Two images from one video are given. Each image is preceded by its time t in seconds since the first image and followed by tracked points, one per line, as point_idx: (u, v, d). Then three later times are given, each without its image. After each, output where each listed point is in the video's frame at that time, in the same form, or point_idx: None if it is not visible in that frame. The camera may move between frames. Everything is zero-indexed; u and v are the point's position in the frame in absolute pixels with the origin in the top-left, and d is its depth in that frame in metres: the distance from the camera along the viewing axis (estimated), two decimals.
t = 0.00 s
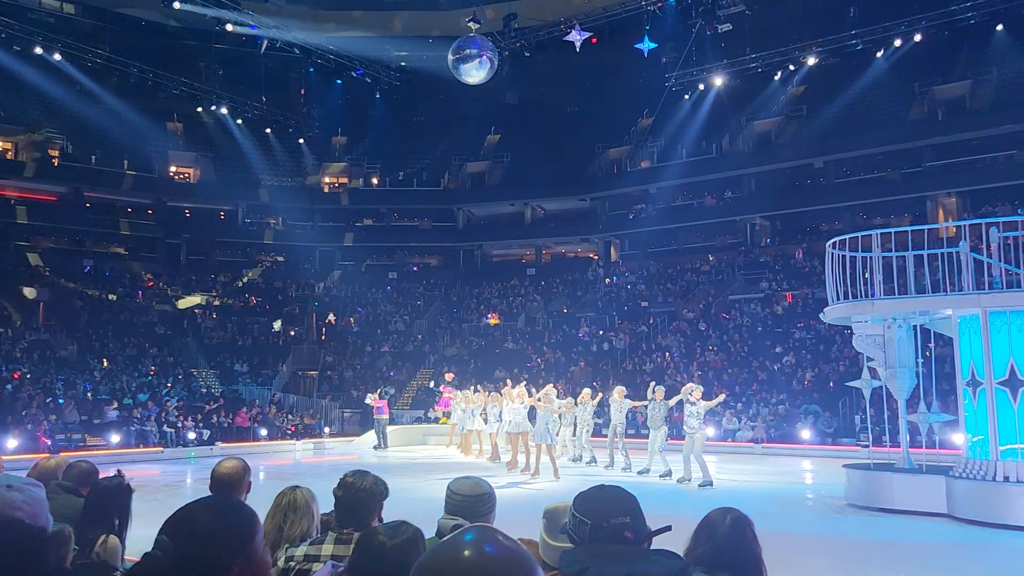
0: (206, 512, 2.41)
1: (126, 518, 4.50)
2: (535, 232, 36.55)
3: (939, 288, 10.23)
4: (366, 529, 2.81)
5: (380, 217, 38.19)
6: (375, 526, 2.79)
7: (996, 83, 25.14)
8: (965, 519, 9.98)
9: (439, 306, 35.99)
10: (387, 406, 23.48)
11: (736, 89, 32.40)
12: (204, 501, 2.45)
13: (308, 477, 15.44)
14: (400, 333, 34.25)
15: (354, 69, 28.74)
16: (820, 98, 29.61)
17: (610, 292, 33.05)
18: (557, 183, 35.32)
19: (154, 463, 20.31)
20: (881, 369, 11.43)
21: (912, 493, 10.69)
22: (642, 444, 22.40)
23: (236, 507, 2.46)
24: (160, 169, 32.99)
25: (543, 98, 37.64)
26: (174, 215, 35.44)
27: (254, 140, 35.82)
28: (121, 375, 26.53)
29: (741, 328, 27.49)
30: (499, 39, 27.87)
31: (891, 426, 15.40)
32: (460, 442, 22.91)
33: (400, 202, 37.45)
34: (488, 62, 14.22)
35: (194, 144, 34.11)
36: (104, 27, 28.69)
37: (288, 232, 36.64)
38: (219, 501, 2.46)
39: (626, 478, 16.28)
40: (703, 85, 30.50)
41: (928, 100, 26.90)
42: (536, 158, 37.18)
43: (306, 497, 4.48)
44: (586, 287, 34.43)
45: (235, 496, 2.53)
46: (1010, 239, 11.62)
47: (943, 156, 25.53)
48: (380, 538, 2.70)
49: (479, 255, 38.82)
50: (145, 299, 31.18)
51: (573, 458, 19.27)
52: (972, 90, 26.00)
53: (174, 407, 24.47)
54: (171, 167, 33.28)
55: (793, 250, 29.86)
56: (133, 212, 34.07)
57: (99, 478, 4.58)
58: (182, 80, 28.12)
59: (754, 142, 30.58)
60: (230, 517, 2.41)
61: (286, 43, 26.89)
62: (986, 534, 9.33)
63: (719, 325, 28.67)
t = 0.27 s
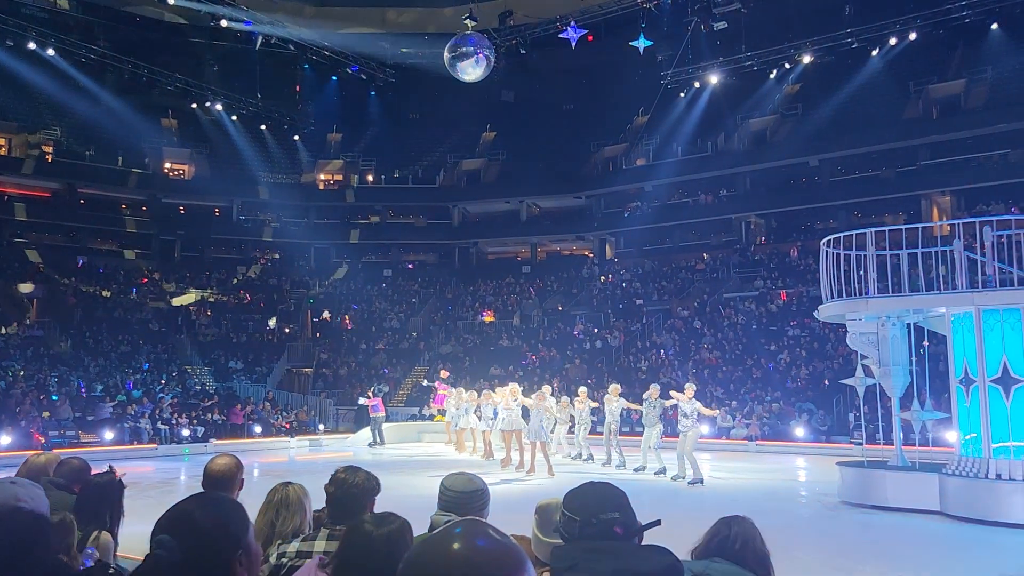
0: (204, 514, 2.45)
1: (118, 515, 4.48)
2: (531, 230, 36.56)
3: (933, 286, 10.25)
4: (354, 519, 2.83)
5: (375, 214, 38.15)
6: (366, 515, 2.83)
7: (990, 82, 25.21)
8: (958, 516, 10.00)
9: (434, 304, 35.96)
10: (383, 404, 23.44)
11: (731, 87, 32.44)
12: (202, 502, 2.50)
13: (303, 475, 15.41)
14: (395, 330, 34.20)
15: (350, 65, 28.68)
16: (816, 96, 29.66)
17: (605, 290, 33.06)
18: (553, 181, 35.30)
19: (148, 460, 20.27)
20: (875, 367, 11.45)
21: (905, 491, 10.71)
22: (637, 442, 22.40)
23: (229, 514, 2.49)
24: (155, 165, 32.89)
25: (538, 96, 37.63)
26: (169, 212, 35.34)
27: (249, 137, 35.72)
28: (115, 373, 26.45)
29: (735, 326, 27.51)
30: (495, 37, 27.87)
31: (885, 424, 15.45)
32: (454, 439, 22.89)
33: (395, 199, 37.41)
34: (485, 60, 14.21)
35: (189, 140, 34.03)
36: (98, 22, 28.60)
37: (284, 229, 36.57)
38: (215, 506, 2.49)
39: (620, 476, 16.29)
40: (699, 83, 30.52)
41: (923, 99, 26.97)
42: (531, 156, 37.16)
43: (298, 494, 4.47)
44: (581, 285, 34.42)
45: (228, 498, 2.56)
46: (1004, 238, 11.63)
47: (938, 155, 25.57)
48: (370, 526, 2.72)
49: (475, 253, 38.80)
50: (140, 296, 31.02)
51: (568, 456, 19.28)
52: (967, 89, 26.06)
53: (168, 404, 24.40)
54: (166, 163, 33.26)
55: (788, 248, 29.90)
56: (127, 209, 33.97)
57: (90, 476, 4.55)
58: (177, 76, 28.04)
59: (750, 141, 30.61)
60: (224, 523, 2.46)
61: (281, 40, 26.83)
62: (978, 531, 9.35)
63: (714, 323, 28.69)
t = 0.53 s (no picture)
0: (202, 508, 2.60)
1: (115, 511, 4.49)
2: (529, 227, 36.57)
3: (930, 285, 10.26)
4: (338, 514, 2.68)
5: (373, 211, 38.15)
6: (352, 506, 2.69)
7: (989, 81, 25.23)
8: (954, 515, 10.02)
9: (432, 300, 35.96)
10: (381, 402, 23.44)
11: (730, 85, 32.47)
12: (200, 499, 2.65)
13: (300, 471, 15.41)
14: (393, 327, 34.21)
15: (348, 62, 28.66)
16: (814, 94, 29.67)
17: (603, 287, 33.08)
18: (551, 178, 35.29)
19: (145, 456, 20.28)
20: (872, 365, 11.47)
21: (902, 488, 10.74)
22: (634, 439, 22.42)
23: (224, 511, 2.63)
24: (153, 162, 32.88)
25: (537, 93, 37.62)
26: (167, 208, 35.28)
27: (247, 133, 35.68)
28: (113, 369, 26.42)
29: (733, 323, 27.53)
30: (493, 34, 27.87)
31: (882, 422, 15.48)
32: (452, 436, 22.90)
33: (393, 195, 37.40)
34: (486, 57, 14.22)
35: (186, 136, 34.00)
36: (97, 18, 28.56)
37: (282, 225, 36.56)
38: (213, 501, 2.64)
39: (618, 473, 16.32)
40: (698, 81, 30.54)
41: (922, 97, 27.00)
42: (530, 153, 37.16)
43: (294, 490, 4.48)
44: (579, 282, 34.43)
45: (224, 494, 2.71)
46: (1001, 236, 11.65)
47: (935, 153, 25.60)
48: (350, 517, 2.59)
49: (473, 249, 38.80)
50: (137, 292, 30.96)
51: (565, 453, 19.30)
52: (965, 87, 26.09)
53: (166, 400, 24.39)
54: (165, 159, 33.21)
55: (786, 245, 29.91)
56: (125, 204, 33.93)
57: (88, 471, 4.56)
58: (174, 72, 28.01)
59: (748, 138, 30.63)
60: (219, 517, 2.60)
61: (279, 36, 26.82)
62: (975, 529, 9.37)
63: (712, 321, 28.72)
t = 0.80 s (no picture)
0: (210, 500, 2.73)
1: (117, 505, 4.49)
2: (530, 224, 36.62)
3: (932, 283, 10.25)
4: (340, 507, 2.69)
5: (374, 208, 38.18)
6: (352, 497, 2.70)
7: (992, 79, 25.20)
8: (955, 513, 10.02)
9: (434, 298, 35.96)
10: (383, 399, 23.46)
11: (733, 83, 32.42)
12: (208, 494, 2.77)
13: (300, 468, 15.42)
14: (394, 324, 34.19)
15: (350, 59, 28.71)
16: (816, 92, 29.69)
17: (605, 285, 33.06)
18: (552, 176, 35.25)
19: (146, 452, 20.30)
20: (874, 363, 11.46)
21: (904, 487, 10.74)
22: (636, 437, 22.41)
23: (231, 507, 2.75)
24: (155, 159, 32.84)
25: (539, 90, 37.62)
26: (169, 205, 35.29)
27: (249, 130, 35.71)
28: (115, 366, 26.44)
29: (734, 321, 27.52)
30: (495, 31, 27.83)
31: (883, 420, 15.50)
32: (453, 433, 22.91)
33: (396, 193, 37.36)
34: (489, 56, 14.23)
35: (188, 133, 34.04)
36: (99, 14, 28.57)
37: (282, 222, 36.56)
38: (221, 496, 2.77)
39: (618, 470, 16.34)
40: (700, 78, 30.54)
41: (924, 95, 27.00)
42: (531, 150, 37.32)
43: (296, 485, 4.49)
44: (581, 280, 34.42)
45: (232, 492, 2.84)
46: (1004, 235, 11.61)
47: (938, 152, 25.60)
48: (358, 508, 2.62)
49: (474, 247, 38.84)
50: (139, 288, 30.95)
51: (566, 449, 19.36)
52: (968, 85, 26.08)
53: (167, 396, 24.42)
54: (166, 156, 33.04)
55: (788, 244, 29.87)
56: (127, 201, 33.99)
57: (91, 466, 4.56)
58: (177, 69, 28.01)
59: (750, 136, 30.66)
60: (225, 511, 2.72)
61: (281, 33, 26.82)
62: (975, 527, 9.37)
63: (713, 318, 28.69)
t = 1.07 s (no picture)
0: (213, 493, 2.88)
1: (121, 500, 4.49)
2: (533, 221, 36.60)
3: (936, 280, 10.23)
4: (341, 502, 2.72)
5: (378, 205, 38.19)
6: (352, 497, 2.68)
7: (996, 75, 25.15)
8: (959, 511, 10.00)
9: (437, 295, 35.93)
10: (386, 395, 23.46)
11: (735, 79, 32.08)
12: (212, 492, 2.89)
13: (304, 464, 15.46)
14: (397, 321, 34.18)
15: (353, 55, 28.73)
16: (820, 90, 29.66)
17: (608, 283, 33.06)
18: (556, 173, 35.22)
19: (150, 449, 20.36)
20: (877, 360, 11.42)
21: (907, 484, 10.73)
22: (639, 435, 22.41)
23: (233, 501, 2.90)
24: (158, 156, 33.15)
25: (543, 87, 37.62)
26: (172, 202, 35.31)
27: (253, 127, 35.75)
28: (119, 362, 26.48)
29: (738, 319, 27.49)
30: (499, 28, 27.80)
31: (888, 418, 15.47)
32: (456, 431, 22.91)
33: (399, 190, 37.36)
34: (494, 54, 14.22)
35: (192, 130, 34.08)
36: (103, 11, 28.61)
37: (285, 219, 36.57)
38: (224, 489, 2.93)
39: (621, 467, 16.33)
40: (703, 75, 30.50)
41: (928, 92, 26.96)
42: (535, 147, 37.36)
43: (298, 482, 4.48)
44: (584, 278, 34.37)
45: (235, 487, 2.99)
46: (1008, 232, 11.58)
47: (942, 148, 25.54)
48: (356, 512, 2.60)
49: (477, 244, 38.83)
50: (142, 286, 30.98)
51: (569, 446, 19.35)
52: (973, 82, 26.02)
53: (171, 393, 24.45)
54: (170, 153, 33.35)
55: (792, 241, 29.81)
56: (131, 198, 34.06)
57: (95, 461, 4.56)
58: (180, 65, 28.03)
59: (754, 133, 30.63)
60: (227, 504, 2.87)
61: (285, 29, 26.83)
62: (979, 525, 9.36)
63: (717, 316, 28.64)
